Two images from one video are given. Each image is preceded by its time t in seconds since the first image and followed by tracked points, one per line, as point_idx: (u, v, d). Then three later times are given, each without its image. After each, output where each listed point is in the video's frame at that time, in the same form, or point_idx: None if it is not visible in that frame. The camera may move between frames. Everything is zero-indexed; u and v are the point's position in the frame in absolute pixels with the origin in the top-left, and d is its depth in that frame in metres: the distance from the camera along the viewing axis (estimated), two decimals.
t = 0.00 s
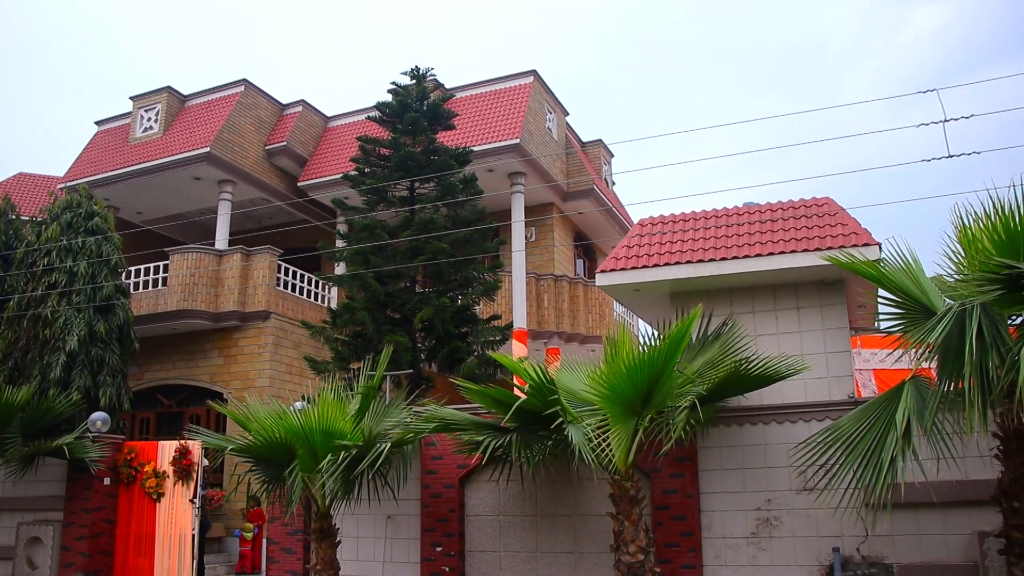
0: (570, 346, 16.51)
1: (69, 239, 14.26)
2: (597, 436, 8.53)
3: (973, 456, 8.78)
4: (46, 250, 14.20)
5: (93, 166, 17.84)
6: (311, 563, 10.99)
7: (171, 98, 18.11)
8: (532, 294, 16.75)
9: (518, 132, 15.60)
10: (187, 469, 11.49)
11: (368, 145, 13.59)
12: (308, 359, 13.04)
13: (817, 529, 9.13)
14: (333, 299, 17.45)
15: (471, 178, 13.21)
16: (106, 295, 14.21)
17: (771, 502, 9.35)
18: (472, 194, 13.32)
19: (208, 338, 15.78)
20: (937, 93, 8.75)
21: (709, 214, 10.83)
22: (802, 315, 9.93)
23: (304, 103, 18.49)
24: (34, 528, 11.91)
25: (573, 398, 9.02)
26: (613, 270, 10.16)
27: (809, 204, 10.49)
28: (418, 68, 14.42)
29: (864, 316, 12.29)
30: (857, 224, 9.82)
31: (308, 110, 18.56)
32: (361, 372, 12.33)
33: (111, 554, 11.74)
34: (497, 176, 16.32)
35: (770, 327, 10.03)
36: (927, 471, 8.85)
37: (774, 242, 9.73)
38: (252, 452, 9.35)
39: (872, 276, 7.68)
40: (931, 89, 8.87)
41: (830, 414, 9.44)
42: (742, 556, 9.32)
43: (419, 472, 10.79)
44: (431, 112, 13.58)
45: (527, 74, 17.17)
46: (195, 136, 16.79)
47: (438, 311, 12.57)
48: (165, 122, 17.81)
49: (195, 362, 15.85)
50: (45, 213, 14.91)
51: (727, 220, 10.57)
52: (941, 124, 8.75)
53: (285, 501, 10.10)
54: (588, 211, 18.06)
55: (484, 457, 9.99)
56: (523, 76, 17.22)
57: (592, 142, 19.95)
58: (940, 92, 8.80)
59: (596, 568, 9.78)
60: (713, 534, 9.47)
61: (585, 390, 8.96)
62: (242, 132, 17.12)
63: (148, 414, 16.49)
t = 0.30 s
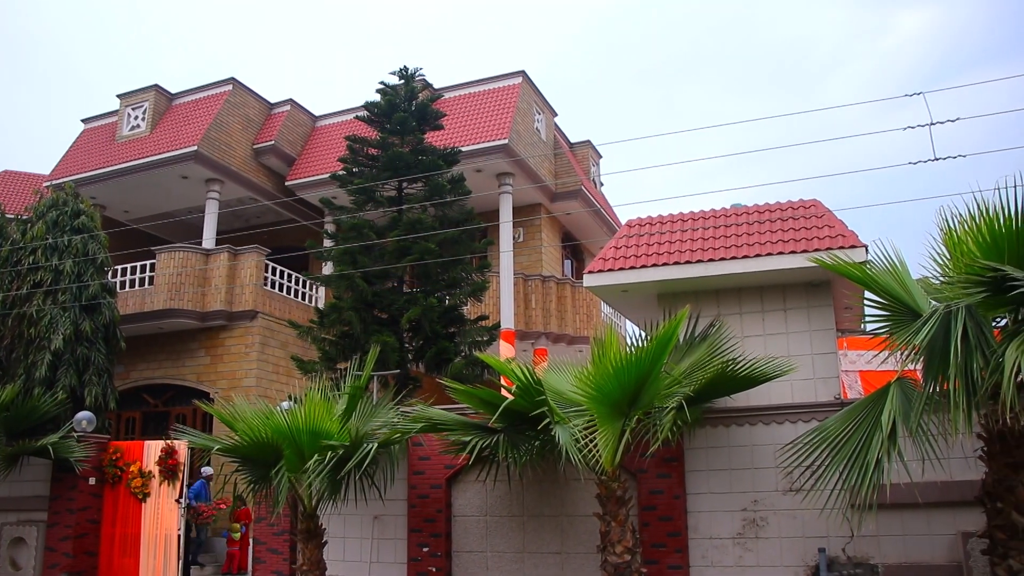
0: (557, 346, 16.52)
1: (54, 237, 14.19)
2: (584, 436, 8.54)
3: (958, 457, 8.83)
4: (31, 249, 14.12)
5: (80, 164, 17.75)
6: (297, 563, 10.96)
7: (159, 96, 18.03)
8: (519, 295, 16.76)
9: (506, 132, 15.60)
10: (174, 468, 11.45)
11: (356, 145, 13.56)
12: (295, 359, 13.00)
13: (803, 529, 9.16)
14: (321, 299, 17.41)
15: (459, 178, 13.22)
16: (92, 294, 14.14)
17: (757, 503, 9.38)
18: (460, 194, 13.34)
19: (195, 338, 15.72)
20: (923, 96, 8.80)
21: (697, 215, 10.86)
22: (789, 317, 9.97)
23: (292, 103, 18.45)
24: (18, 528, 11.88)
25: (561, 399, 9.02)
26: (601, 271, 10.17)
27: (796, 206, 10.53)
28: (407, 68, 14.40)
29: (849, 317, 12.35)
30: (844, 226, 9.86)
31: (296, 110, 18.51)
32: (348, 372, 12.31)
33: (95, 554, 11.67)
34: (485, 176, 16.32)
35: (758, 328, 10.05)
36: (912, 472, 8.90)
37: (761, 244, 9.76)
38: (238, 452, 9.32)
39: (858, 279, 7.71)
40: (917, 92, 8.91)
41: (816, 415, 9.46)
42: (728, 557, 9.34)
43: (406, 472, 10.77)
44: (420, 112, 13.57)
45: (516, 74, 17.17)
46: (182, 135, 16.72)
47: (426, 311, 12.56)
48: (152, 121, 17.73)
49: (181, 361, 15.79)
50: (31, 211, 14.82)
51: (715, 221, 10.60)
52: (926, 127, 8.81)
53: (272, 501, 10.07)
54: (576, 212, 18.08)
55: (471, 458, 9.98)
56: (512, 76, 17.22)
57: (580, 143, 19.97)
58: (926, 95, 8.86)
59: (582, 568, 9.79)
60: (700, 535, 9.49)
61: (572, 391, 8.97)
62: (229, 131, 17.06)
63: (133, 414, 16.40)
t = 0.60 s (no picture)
0: (545, 347, 16.53)
1: (40, 236, 14.12)
2: (571, 437, 8.55)
3: (943, 459, 8.88)
4: (17, 248, 14.05)
5: (66, 163, 17.66)
6: (283, 564, 10.93)
7: (146, 95, 17.96)
8: (507, 295, 16.76)
9: (494, 133, 15.60)
10: (159, 469, 11.40)
11: (344, 145, 13.54)
12: (282, 359, 12.96)
13: (789, 530, 9.19)
14: (308, 299, 17.37)
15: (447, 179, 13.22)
16: (78, 293, 14.07)
17: (744, 504, 9.40)
18: (448, 194, 13.34)
19: (182, 338, 15.66)
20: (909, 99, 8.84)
21: (684, 216, 10.88)
22: (775, 318, 10.00)
23: (280, 102, 18.41)
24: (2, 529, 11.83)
25: (548, 399, 9.02)
26: (588, 271, 10.19)
27: (783, 207, 10.56)
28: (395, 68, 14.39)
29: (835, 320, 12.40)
30: (831, 227, 9.90)
31: (283, 109, 18.47)
32: (335, 372, 12.29)
33: (80, 555, 11.60)
34: (473, 177, 16.32)
35: (744, 329, 10.08)
36: (897, 473, 8.94)
37: (748, 245, 9.79)
38: (225, 452, 9.29)
39: (844, 280, 7.74)
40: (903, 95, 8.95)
41: (802, 417, 9.49)
42: (715, 557, 9.36)
43: (393, 473, 10.76)
44: (408, 112, 13.56)
45: (504, 75, 17.18)
46: (170, 134, 16.66)
47: (413, 311, 12.55)
48: (139, 119, 17.66)
49: (168, 361, 15.72)
50: (16, 210, 14.73)
51: (702, 223, 10.62)
52: (912, 130, 8.86)
53: (258, 502, 10.04)
54: (564, 213, 18.10)
55: (458, 458, 9.97)
56: (500, 77, 17.23)
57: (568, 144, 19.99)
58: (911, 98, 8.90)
59: (569, 569, 9.80)
60: (686, 535, 9.51)
61: (560, 392, 8.97)
62: (217, 130, 17.01)
63: (119, 414, 16.31)
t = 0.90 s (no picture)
0: (534, 347, 16.54)
1: (27, 235, 14.07)
2: (559, 437, 8.55)
3: (929, 459, 8.92)
4: (4, 246, 13.99)
5: (54, 161, 17.58)
6: (271, 565, 10.91)
7: (134, 93, 17.90)
8: (495, 296, 16.76)
9: (483, 133, 15.60)
10: (147, 468, 11.34)
11: (333, 144, 13.52)
12: (270, 359, 12.93)
13: (777, 531, 9.21)
14: (297, 299, 17.34)
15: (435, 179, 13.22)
16: (65, 292, 14.00)
17: (731, 505, 9.42)
18: (437, 194, 13.34)
19: (170, 337, 15.60)
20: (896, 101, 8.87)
21: (673, 217, 10.90)
22: (763, 319, 10.02)
23: (269, 101, 18.37)
24: None
25: (536, 400, 9.02)
26: (577, 272, 10.19)
27: (772, 209, 10.59)
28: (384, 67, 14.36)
29: (823, 321, 12.45)
30: (819, 229, 9.93)
31: (272, 108, 18.43)
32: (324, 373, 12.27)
33: (67, 555, 11.54)
34: (462, 177, 16.31)
35: (732, 330, 10.10)
36: (883, 474, 8.97)
37: (736, 247, 9.80)
38: (212, 452, 9.26)
39: (832, 281, 7.76)
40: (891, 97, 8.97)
41: (790, 417, 9.51)
42: (702, 558, 9.38)
43: (381, 473, 10.74)
44: (397, 112, 13.54)
45: (494, 75, 17.18)
46: (158, 133, 16.60)
47: (402, 311, 12.54)
48: (127, 118, 17.60)
49: (156, 361, 15.67)
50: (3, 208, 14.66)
51: (690, 224, 10.64)
52: (898, 132, 8.89)
53: (246, 502, 10.01)
54: (553, 213, 18.12)
55: (446, 459, 9.96)
56: (490, 77, 17.23)
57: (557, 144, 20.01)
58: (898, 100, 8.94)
59: (557, 569, 9.80)
60: (674, 536, 9.53)
61: (548, 392, 8.97)
62: (206, 129, 16.96)
63: (106, 414, 16.24)
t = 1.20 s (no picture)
0: (523, 348, 16.54)
1: (15, 234, 14.02)
2: (548, 438, 8.54)
3: (917, 460, 8.95)
4: None
5: (42, 159, 17.50)
6: (259, 565, 10.88)
7: (123, 92, 17.84)
8: (485, 296, 16.76)
9: (473, 133, 15.60)
10: (135, 469, 11.30)
11: (323, 144, 13.50)
12: (258, 359, 12.89)
13: (765, 531, 9.23)
14: (286, 298, 17.30)
15: (425, 179, 13.23)
16: (53, 292, 13.95)
17: (720, 505, 9.44)
18: (426, 195, 13.35)
19: (158, 337, 15.55)
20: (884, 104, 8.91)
21: (662, 218, 10.92)
22: (753, 320, 10.05)
23: (259, 101, 18.33)
24: None
25: (526, 400, 9.01)
26: (566, 273, 10.19)
27: (761, 210, 10.61)
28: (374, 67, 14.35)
29: (811, 322, 12.50)
30: (808, 230, 9.96)
31: (262, 108, 18.39)
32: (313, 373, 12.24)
33: (53, 556, 11.50)
34: (452, 177, 16.30)
35: (722, 331, 10.12)
36: (871, 474, 9.01)
37: (725, 248, 9.82)
38: (200, 452, 9.23)
39: (820, 282, 7.78)
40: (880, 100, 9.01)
41: (778, 418, 9.53)
42: (691, 558, 9.40)
43: (370, 473, 10.73)
44: (387, 112, 13.53)
45: (484, 75, 17.18)
46: (147, 132, 16.54)
47: (391, 311, 12.52)
48: (116, 117, 17.53)
49: (144, 360, 15.61)
50: None
51: (680, 224, 10.66)
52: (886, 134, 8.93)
53: (234, 502, 9.98)
54: (543, 214, 18.13)
55: (435, 459, 9.95)
56: (480, 77, 17.23)
57: (547, 145, 20.02)
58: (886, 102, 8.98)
59: (546, 570, 9.81)
60: (662, 536, 9.54)
61: (537, 393, 8.97)
62: (195, 128, 16.91)
63: (94, 413, 16.17)
